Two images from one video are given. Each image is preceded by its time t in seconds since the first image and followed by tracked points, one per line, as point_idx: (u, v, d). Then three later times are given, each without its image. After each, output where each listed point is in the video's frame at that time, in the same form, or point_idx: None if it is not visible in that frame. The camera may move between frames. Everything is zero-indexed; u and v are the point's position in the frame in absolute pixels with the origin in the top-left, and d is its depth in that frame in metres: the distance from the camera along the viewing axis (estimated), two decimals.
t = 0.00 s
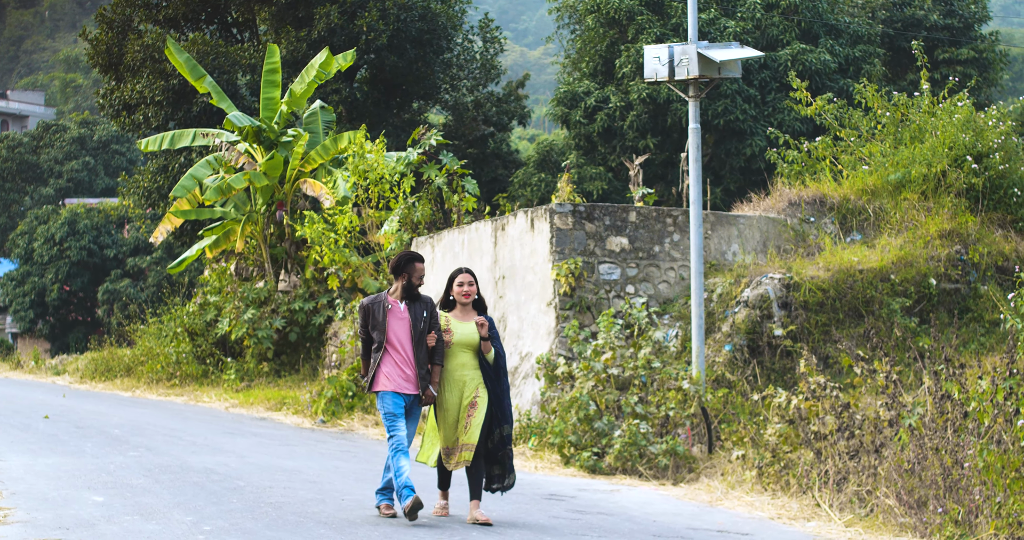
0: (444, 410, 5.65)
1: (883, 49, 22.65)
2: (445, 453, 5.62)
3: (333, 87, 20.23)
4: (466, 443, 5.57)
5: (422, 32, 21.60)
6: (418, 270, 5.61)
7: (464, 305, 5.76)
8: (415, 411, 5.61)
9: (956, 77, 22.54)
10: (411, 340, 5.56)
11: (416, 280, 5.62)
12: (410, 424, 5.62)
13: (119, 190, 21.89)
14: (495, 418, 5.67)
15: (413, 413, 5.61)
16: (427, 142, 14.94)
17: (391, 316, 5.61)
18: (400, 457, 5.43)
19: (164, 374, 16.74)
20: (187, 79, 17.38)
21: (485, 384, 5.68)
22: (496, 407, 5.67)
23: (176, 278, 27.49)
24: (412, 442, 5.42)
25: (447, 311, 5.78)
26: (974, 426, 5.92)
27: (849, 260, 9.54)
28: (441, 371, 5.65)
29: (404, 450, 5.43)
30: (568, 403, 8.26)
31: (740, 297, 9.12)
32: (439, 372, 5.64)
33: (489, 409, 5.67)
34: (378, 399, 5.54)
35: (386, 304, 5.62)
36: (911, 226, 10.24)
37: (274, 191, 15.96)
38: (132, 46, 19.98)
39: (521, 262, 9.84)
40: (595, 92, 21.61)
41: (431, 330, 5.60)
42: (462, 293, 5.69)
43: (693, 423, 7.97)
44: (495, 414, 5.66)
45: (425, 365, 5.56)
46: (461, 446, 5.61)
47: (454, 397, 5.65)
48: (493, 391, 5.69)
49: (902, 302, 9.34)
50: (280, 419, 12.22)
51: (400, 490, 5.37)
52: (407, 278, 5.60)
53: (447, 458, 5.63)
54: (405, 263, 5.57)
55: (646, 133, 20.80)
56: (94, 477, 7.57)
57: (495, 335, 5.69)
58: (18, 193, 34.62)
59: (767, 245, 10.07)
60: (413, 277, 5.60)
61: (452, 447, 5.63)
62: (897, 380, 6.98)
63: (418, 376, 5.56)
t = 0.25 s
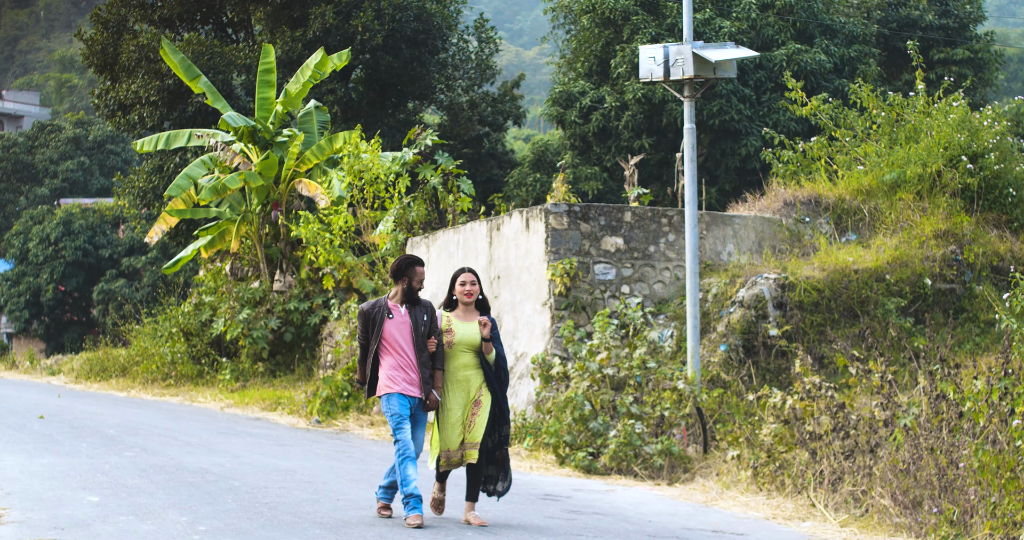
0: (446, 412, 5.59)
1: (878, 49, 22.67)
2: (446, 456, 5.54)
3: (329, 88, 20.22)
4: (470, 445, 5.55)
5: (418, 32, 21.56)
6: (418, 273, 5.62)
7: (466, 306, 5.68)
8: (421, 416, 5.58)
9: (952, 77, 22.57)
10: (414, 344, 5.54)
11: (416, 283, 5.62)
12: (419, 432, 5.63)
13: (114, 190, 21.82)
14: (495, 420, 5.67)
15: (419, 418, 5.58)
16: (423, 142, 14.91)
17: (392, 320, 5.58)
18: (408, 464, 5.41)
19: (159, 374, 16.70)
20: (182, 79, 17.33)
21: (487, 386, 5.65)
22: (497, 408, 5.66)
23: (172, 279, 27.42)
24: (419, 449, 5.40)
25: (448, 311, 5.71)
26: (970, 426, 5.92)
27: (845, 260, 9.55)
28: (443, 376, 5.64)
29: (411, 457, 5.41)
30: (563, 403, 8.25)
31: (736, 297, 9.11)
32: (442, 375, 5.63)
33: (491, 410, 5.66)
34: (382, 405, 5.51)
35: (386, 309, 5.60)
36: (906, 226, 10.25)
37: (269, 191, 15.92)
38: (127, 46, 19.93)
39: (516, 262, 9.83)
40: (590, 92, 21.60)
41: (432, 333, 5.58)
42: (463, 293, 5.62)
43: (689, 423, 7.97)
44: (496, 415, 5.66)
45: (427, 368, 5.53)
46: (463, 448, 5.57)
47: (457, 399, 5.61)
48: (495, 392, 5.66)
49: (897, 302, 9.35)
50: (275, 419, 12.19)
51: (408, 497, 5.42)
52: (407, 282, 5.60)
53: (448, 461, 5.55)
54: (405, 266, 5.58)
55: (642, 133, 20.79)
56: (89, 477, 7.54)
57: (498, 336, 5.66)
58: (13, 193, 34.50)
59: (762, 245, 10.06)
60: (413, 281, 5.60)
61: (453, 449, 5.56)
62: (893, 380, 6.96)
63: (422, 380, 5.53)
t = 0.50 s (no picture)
0: (448, 405, 5.56)
1: (873, 49, 22.69)
2: (451, 446, 5.48)
3: (323, 87, 20.21)
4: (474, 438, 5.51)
5: (413, 32, 21.53)
6: (420, 271, 5.58)
7: (465, 302, 5.69)
8: (426, 415, 5.53)
9: (946, 76, 22.60)
10: (415, 343, 5.49)
11: (418, 282, 5.59)
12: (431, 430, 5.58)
13: (108, 190, 21.76)
14: (495, 415, 5.65)
15: (423, 416, 5.54)
16: (418, 141, 14.88)
17: (393, 318, 5.51)
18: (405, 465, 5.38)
19: (154, 373, 16.64)
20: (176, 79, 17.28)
21: (488, 381, 5.64)
22: (497, 405, 5.64)
23: (167, 278, 27.34)
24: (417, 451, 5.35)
25: (448, 306, 5.71)
26: (964, 426, 5.92)
27: (839, 259, 9.55)
28: (443, 373, 5.58)
29: (409, 458, 5.38)
30: (558, 402, 8.24)
31: (730, 297, 9.12)
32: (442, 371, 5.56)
33: (491, 407, 5.64)
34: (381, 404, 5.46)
35: (388, 308, 5.54)
36: (901, 225, 10.26)
37: (264, 190, 15.88)
38: (122, 45, 19.87)
39: (510, 262, 9.81)
40: (585, 92, 21.59)
41: (432, 332, 5.53)
42: (464, 290, 5.64)
43: (683, 422, 7.97)
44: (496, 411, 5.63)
45: (428, 366, 5.48)
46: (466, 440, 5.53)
47: (459, 393, 5.57)
48: (495, 388, 5.65)
49: (892, 302, 9.35)
50: (269, 419, 12.16)
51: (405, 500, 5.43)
52: (410, 280, 5.56)
53: (453, 450, 5.48)
54: (407, 264, 5.55)
55: (637, 132, 20.80)
56: (83, 477, 7.51)
57: (498, 332, 5.68)
58: (7, 192, 34.38)
59: (757, 245, 10.06)
60: (415, 279, 5.57)
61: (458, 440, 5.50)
62: (887, 380, 6.96)
63: (423, 379, 5.49)
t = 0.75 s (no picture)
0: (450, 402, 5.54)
1: (868, 48, 22.72)
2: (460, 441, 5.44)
3: (318, 87, 20.18)
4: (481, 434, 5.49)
5: (407, 31, 21.49)
6: (421, 265, 5.52)
7: (465, 299, 5.69)
8: (427, 405, 5.44)
9: (941, 76, 22.64)
10: (415, 338, 5.44)
11: (419, 276, 5.53)
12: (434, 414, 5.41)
13: (103, 189, 21.69)
14: (497, 413, 5.65)
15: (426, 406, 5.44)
16: (412, 141, 14.85)
17: (394, 312, 5.46)
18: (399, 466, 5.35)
19: (148, 373, 16.54)
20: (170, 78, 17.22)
21: (488, 379, 5.66)
22: (497, 403, 5.64)
23: (161, 277, 27.27)
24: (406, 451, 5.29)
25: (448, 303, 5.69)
26: (959, 425, 5.91)
27: (834, 259, 9.56)
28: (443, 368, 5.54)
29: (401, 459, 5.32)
30: (552, 402, 8.24)
31: (725, 296, 9.12)
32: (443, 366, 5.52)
33: (490, 403, 5.65)
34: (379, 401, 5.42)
35: (388, 302, 5.48)
36: (895, 225, 10.28)
37: (258, 190, 15.85)
38: (116, 45, 19.80)
39: (505, 261, 9.80)
40: (579, 91, 21.58)
41: (432, 327, 5.48)
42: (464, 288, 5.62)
43: (678, 422, 7.96)
44: (497, 408, 5.64)
45: (428, 362, 5.43)
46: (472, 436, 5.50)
47: (461, 390, 5.55)
48: (494, 385, 5.65)
49: (886, 301, 9.35)
50: (264, 419, 12.08)
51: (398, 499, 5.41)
52: (410, 274, 5.50)
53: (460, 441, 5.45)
54: (408, 259, 5.49)
55: (631, 132, 20.81)
56: (78, 476, 7.47)
57: (497, 329, 5.68)
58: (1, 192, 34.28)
59: (751, 244, 10.07)
60: (416, 274, 5.51)
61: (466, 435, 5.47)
62: (882, 379, 6.95)
63: (422, 374, 5.43)
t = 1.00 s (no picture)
0: (451, 406, 5.50)
1: (862, 48, 22.75)
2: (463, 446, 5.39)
3: (312, 86, 20.12)
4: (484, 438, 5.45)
5: (401, 30, 21.47)
6: (421, 262, 5.50)
7: (464, 302, 5.63)
8: (423, 400, 5.41)
9: (935, 76, 22.67)
10: (414, 333, 5.40)
11: (419, 273, 5.49)
12: (429, 410, 5.39)
13: (97, 188, 21.61)
14: (496, 416, 5.62)
15: (422, 401, 5.42)
16: (407, 141, 14.81)
17: (393, 308, 5.43)
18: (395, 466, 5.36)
19: (143, 373, 16.42)
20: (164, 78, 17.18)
21: (488, 383, 5.62)
22: (496, 406, 5.61)
23: (156, 277, 27.18)
24: (402, 451, 5.26)
25: (447, 304, 5.66)
26: (953, 426, 5.91)
27: (828, 259, 9.57)
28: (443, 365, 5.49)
29: (397, 459, 5.30)
30: (546, 402, 8.21)
31: (719, 296, 9.13)
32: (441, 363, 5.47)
33: (489, 407, 5.62)
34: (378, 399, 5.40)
35: (388, 297, 5.45)
36: (890, 225, 10.28)
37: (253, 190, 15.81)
38: (111, 44, 19.74)
39: (499, 261, 9.79)
40: (574, 91, 21.57)
41: (433, 324, 5.45)
42: (463, 288, 5.58)
43: (672, 422, 7.98)
44: (497, 412, 5.61)
45: (428, 358, 5.39)
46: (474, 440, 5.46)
47: (461, 394, 5.52)
48: (493, 388, 5.62)
49: (881, 301, 9.35)
50: (258, 418, 12.03)
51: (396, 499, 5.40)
52: (410, 271, 5.47)
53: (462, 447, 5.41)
54: (409, 255, 5.46)
55: (625, 131, 20.80)
56: (72, 476, 7.44)
57: (497, 331, 5.64)
58: None
59: (745, 244, 10.06)
60: (417, 270, 5.47)
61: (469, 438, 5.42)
62: (877, 379, 6.94)
63: (420, 370, 5.39)
